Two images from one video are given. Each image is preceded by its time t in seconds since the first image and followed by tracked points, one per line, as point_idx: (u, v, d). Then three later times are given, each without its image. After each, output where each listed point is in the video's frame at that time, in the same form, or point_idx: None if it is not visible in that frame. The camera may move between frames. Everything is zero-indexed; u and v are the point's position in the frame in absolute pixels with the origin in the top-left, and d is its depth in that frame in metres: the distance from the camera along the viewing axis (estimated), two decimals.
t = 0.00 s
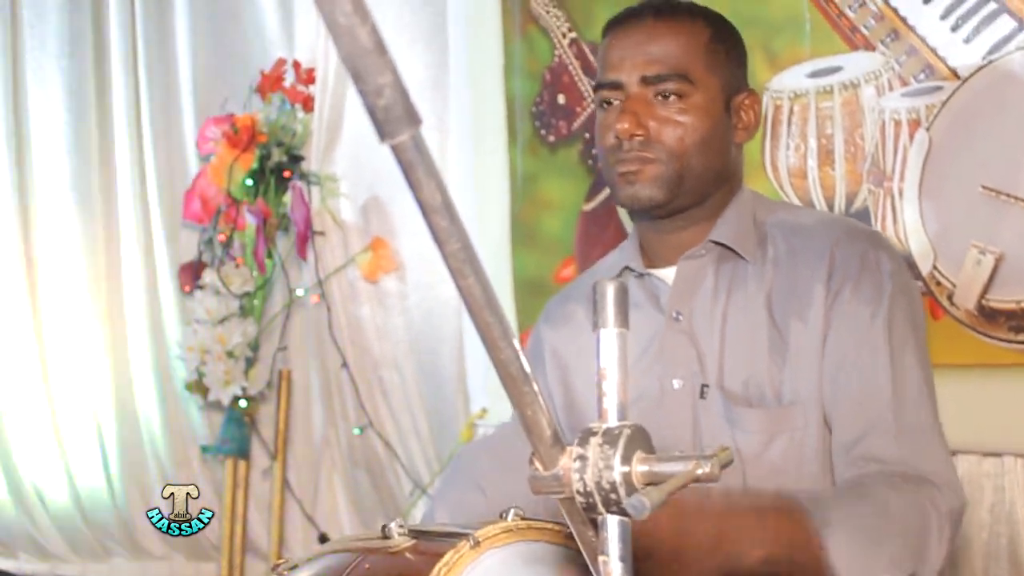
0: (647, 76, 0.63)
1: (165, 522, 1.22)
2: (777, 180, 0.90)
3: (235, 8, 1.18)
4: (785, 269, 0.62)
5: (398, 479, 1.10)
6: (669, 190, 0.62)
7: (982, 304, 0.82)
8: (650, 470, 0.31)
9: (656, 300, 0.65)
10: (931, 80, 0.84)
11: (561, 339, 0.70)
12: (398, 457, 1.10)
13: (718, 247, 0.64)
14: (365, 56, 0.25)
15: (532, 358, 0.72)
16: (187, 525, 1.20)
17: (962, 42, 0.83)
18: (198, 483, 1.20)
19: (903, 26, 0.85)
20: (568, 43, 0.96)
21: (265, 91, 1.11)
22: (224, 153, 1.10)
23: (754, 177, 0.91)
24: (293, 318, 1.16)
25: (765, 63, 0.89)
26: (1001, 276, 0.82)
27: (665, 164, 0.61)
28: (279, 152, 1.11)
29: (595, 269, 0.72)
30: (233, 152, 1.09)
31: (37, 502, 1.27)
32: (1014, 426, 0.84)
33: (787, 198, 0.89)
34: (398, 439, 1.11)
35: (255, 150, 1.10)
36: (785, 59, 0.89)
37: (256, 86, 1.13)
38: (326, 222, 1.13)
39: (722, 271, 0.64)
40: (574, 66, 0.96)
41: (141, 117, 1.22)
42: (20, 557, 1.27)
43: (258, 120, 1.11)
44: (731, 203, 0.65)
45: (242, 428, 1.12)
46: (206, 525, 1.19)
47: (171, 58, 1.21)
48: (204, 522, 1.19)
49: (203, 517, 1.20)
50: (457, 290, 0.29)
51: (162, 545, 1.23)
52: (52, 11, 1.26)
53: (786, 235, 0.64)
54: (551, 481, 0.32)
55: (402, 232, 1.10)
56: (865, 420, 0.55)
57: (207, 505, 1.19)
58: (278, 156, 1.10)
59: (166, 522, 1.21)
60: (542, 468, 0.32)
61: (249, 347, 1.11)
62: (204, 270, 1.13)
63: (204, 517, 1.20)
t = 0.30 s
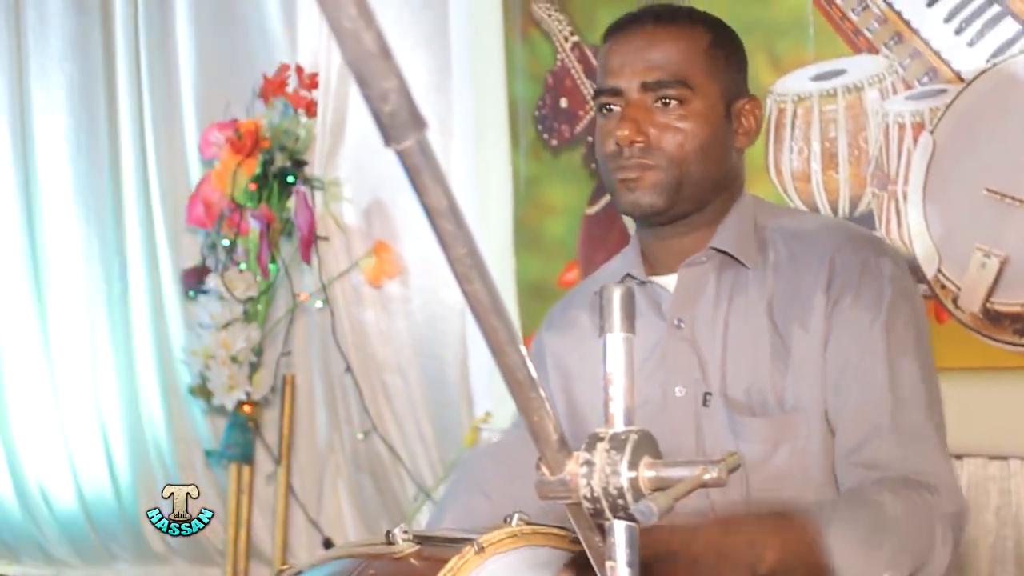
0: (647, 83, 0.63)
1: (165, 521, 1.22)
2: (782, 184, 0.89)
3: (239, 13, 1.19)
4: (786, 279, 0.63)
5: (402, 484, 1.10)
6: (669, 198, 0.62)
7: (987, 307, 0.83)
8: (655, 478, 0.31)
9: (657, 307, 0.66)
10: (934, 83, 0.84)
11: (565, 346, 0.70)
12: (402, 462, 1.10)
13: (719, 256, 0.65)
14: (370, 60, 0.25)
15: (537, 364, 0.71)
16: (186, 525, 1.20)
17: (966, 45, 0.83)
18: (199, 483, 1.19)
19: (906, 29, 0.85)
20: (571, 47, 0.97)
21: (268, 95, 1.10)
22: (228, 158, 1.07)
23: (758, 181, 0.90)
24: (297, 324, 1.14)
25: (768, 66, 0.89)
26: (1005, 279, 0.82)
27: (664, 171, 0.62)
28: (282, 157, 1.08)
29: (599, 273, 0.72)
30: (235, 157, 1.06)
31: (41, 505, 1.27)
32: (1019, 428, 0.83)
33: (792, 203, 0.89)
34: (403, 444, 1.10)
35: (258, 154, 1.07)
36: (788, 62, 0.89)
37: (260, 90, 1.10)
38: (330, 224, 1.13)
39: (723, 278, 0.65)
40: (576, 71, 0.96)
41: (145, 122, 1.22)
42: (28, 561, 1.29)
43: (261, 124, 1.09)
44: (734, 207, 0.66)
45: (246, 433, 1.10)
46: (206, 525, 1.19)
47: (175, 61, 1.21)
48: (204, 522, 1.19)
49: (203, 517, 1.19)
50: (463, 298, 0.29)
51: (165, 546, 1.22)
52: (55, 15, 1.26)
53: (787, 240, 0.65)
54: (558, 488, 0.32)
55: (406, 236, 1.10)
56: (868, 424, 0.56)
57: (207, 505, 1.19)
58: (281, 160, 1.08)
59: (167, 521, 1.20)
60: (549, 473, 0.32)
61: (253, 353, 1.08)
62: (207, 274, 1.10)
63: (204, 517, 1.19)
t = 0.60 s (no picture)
0: (657, 74, 0.63)
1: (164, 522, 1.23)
2: (786, 175, 0.89)
3: (243, 6, 1.19)
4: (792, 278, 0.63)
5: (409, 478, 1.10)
6: (678, 188, 0.62)
7: (992, 299, 0.82)
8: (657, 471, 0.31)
9: (664, 300, 0.66)
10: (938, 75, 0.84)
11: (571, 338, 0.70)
12: (408, 455, 1.10)
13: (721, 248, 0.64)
14: (377, 53, 0.25)
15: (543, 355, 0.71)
16: (186, 526, 1.21)
17: (971, 36, 0.83)
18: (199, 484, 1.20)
19: (911, 21, 0.85)
20: (575, 41, 0.97)
21: (270, 91, 1.09)
22: (232, 152, 1.06)
23: (763, 173, 0.90)
24: (302, 318, 1.14)
25: (773, 60, 0.89)
26: (1011, 270, 0.82)
27: (673, 162, 0.62)
28: (285, 152, 1.07)
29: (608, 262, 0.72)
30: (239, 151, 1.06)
31: (46, 500, 1.27)
32: None
33: (796, 195, 0.89)
34: (408, 439, 1.11)
35: (263, 149, 1.07)
36: (793, 55, 0.89)
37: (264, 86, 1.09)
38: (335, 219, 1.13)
39: (731, 270, 0.64)
40: (581, 64, 0.96)
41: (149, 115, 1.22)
42: (33, 557, 1.28)
43: (264, 119, 1.07)
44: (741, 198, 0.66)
45: (252, 429, 1.09)
46: (206, 524, 1.20)
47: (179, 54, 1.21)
48: (204, 522, 1.20)
49: (204, 517, 1.20)
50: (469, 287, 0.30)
51: (165, 544, 1.24)
52: (58, 9, 1.26)
53: (794, 234, 0.65)
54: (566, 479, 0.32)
55: (411, 229, 1.11)
56: (875, 420, 0.56)
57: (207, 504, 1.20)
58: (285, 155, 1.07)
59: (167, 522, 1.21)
60: (555, 465, 0.32)
61: (257, 347, 1.07)
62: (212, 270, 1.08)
63: (204, 517, 1.20)
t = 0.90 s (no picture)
0: (663, 58, 0.78)
1: (164, 522, 1.02)
2: (790, 163, 0.81)
3: None
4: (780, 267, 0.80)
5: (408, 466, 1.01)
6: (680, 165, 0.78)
7: (996, 288, 0.73)
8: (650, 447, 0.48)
9: (668, 279, 0.82)
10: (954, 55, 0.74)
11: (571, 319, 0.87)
12: (406, 438, 0.97)
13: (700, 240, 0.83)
14: (383, 27, 0.43)
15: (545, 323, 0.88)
16: (187, 527, 1.01)
17: (977, 24, 0.74)
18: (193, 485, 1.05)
19: (916, 9, 0.75)
20: (579, 28, 0.90)
21: (274, 76, 1.04)
22: (235, 138, 1.14)
23: (764, 160, 0.82)
24: (302, 304, 1.14)
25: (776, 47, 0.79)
26: (1014, 259, 0.72)
27: (675, 143, 0.76)
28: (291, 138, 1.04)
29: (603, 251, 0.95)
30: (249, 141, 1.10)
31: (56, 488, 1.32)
32: None
33: (798, 182, 0.81)
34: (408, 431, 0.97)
35: (265, 135, 1.08)
36: (796, 43, 0.78)
37: (267, 69, 1.05)
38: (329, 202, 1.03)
39: (734, 253, 0.83)
40: (586, 51, 0.89)
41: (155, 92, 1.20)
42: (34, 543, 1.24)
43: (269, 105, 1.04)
44: (741, 186, 0.81)
45: (254, 413, 1.23)
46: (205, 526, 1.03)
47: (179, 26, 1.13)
48: (204, 524, 1.02)
49: (205, 516, 1.02)
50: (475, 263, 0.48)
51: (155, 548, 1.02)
52: None
53: (799, 221, 0.82)
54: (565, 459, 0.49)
55: (413, 212, 0.91)
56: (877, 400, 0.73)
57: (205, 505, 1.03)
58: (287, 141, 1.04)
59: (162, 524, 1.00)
60: (559, 445, 0.49)
61: (259, 333, 1.21)
62: (216, 253, 1.21)
63: (204, 518, 1.03)
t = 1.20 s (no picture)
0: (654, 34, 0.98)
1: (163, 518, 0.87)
2: (789, 139, 1.13)
3: None
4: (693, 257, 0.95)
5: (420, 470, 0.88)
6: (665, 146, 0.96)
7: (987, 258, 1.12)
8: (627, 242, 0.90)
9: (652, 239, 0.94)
10: (940, 36, 1.20)
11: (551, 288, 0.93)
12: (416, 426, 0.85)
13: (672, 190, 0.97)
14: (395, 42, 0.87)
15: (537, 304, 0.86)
16: (186, 526, 0.85)
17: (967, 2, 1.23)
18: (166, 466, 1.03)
19: None
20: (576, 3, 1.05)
21: (270, 52, 0.97)
22: (229, 116, 0.91)
23: (764, 135, 1.10)
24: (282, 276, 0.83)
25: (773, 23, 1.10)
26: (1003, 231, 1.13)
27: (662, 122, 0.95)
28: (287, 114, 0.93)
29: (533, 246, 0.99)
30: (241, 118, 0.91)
31: None
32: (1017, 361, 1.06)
33: (795, 154, 1.14)
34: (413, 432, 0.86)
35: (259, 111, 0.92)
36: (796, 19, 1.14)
37: (261, 47, 0.97)
38: (339, 178, 0.89)
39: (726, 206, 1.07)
40: (580, 23, 1.04)
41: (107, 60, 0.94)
42: None
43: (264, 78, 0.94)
44: (724, 165, 1.03)
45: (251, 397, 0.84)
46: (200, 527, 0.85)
47: None
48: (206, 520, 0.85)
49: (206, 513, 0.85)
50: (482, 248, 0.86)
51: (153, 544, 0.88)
52: None
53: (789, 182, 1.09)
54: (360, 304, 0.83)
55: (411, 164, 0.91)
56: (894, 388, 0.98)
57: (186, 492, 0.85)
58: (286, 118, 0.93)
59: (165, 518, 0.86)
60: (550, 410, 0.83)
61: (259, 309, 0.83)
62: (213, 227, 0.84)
63: (206, 515, 0.85)
